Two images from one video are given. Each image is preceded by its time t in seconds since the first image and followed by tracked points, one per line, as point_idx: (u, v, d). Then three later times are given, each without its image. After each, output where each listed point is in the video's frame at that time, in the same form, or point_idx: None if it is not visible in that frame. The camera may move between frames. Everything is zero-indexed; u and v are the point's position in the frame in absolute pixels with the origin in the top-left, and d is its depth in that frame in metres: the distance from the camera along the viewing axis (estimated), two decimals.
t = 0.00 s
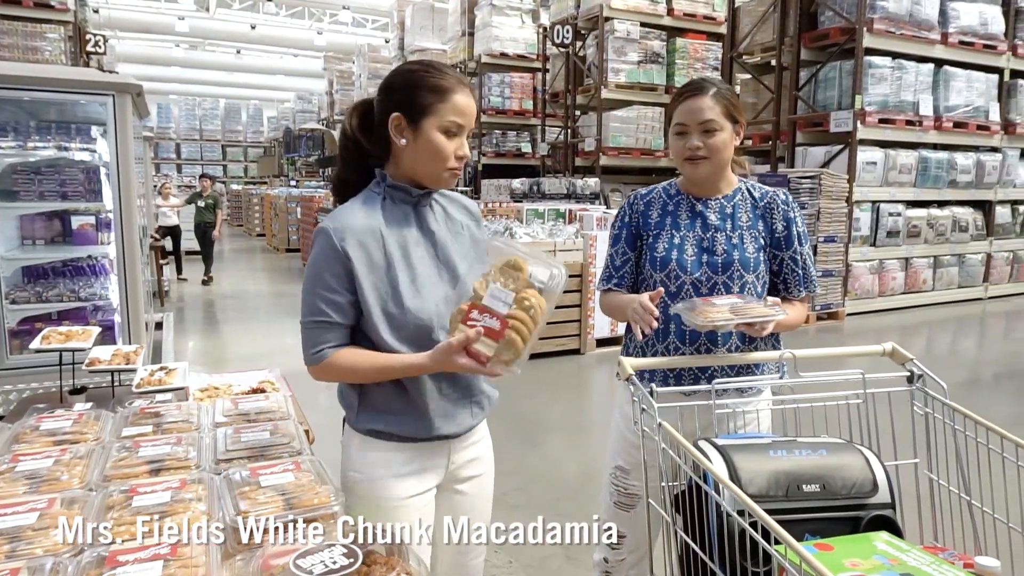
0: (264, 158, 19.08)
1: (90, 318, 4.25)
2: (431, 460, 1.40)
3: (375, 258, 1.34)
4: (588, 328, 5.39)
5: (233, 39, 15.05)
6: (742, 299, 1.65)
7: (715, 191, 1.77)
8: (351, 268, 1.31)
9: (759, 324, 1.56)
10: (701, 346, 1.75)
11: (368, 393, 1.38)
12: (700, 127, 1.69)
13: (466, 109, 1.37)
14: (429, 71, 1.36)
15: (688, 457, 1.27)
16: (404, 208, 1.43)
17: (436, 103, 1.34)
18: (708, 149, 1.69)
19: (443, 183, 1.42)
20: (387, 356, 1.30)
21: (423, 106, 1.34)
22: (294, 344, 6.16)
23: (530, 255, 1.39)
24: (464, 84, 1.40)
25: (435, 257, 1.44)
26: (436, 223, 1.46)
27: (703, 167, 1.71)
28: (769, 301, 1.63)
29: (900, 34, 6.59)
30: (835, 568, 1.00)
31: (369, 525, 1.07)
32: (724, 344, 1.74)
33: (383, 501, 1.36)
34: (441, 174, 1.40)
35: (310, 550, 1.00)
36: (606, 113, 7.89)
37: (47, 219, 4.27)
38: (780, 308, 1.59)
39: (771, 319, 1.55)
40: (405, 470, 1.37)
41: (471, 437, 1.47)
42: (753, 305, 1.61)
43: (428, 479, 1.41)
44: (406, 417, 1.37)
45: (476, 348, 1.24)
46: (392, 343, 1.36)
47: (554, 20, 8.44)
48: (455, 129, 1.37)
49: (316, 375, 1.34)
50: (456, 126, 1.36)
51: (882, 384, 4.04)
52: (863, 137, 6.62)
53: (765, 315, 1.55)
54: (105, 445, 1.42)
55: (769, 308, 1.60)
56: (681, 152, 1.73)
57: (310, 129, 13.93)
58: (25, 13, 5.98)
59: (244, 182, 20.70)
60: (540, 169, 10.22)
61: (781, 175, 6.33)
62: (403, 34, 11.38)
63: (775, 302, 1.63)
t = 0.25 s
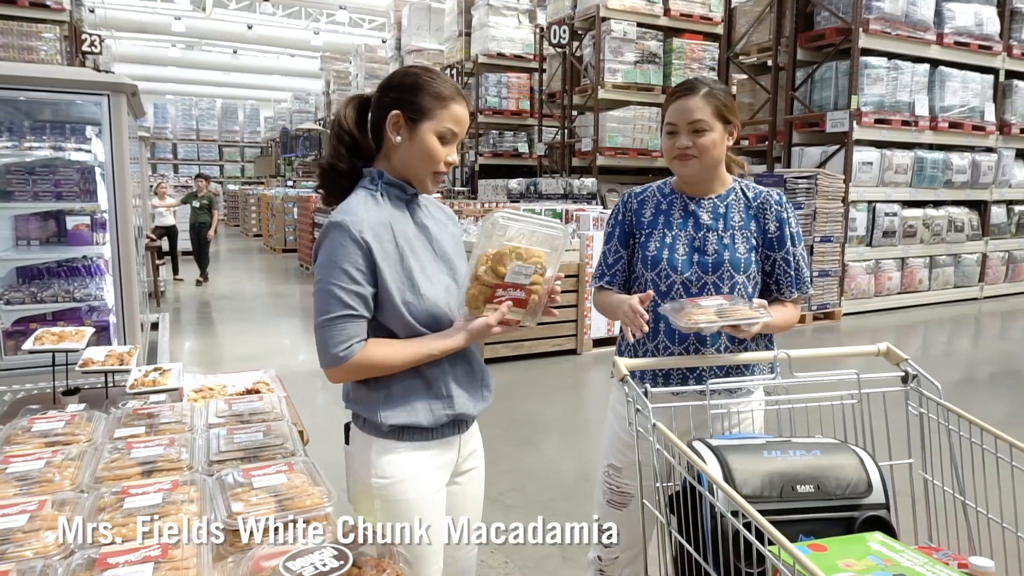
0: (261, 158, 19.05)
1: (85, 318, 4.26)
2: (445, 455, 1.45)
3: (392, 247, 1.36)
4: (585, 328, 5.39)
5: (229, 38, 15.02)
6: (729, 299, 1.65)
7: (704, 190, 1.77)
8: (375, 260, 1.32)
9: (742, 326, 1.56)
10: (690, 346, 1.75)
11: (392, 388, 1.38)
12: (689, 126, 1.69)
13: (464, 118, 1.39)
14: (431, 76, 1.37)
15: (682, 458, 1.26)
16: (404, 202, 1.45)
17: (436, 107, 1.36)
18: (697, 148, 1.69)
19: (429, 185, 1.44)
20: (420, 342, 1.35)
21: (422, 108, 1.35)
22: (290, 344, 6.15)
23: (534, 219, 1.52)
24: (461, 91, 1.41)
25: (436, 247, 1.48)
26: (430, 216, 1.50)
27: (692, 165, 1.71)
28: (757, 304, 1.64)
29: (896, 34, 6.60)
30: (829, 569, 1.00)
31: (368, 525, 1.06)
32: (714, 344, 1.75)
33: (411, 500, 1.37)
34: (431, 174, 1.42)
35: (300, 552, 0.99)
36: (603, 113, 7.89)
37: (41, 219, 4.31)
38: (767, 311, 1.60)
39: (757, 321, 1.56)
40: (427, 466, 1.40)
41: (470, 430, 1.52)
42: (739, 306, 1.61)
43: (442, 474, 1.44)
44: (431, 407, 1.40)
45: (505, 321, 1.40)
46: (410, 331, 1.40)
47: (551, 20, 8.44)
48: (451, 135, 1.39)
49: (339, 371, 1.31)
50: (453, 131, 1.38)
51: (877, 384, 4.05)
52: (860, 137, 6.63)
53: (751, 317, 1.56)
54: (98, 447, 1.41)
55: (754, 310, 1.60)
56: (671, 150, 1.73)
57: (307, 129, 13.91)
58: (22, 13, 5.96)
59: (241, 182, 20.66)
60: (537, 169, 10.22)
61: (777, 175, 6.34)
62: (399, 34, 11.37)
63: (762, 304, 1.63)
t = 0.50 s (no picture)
0: (259, 158, 19.03)
1: (82, 319, 4.22)
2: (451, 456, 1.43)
3: (394, 241, 1.35)
4: (582, 328, 5.38)
5: (227, 39, 15.01)
6: (716, 300, 1.65)
7: (692, 190, 1.77)
8: (378, 252, 1.31)
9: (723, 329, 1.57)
10: (681, 347, 1.76)
11: (399, 387, 1.36)
12: (677, 126, 1.70)
13: (459, 127, 1.39)
14: (430, 82, 1.37)
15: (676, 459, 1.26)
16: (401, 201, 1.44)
17: (432, 112, 1.35)
18: (682, 147, 1.70)
19: (420, 190, 1.44)
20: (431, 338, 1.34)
21: (417, 112, 1.35)
22: (287, 344, 6.14)
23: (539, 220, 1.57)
24: (459, 99, 1.42)
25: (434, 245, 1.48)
26: (425, 216, 1.50)
27: (678, 163, 1.72)
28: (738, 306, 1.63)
29: (893, 34, 6.61)
30: (823, 571, 1.00)
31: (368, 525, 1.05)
32: (704, 345, 1.75)
33: (420, 503, 1.36)
34: (422, 178, 1.41)
35: (291, 554, 0.99)
36: (601, 113, 7.89)
37: (38, 219, 4.26)
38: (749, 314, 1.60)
39: (737, 324, 1.57)
40: (436, 468, 1.39)
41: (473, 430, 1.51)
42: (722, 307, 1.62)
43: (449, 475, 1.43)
44: (438, 405, 1.38)
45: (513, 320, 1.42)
46: (415, 326, 1.38)
47: (549, 20, 8.44)
48: (445, 142, 1.39)
49: (346, 366, 1.29)
50: (447, 138, 1.38)
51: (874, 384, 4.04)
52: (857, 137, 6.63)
53: (732, 319, 1.57)
54: (90, 449, 1.41)
55: (736, 311, 1.61)
56: (659, 148, 1.74)
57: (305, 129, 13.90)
58: (19, 13, 5.96)
59: (238, 182, 20.64)
60: (535, 169, 10.22)
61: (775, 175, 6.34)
62: (397, 34, 11.37)
63: (744, 307, 1.63)
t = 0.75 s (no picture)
0: (256, 158, 19.02)
1: (76, 320, 4.21)
2: (446, 461, 1.41)
3: (388, 242, 1.35)
4: (579, 328, 5.37)
5: (224, 39, 14.99)
6: (705, 301, 1.66)
7: (688, 192, 1.77)
8: (372, 250, 1.30)
9: (710, 330, 1.57)
10: (675, 349, 1.76)
11: (394, 387, 1.34)
12: (673, 128, 1.68)
13: (454, 130, 1.38)
14: (425, 85, 1.36)
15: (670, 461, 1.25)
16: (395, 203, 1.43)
17: (427, 115, 1.35)
18: (678, 151, 1.69)
19: (415, 194, 1.43)
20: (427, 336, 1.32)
21: (411, 115, 1.34)
22: (284, 345, 6.13)
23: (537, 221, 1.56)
24: (455, 104, 1.41)
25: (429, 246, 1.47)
26: (419, 218, 1.49)
27: (675, 168, 1.71)
28: (729, 308, 1.63)
29: (890, 34, 6.61)
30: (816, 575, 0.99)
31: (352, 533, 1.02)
32: (698, 347, 1.75)
33: (414, 507, 1.34)
34: (414, 181, 1.40)
35: (275, 561, 0.93)
36: (598, 113, 7.88)
37: (32, 220, 4.23)
38: (738, 317, 1.60)
39: (724, 326, 1.57)
40: (430, 472, 1.37)
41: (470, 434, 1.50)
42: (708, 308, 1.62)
43: (445, 480, 1.41)
44: (433, 407, 1.37)
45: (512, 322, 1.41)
46: (412, 326, 1.37)
47: (546, 20, 8.43)
48: (440, 146, 1.38)
49: (342, 365, 1.28)
50: (441, 142, 1.37)
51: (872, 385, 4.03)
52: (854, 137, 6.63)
53: (720, 318, 1.57)
54: (80, 452, 1.40)
55: (726, 310, 1.61)
56: (655, 151, 1.73)
57: (302, 129, 13.89)
58: (15, 13, 5.94)
59: (236, 182, 20.61)
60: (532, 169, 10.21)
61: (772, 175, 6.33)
62: (395, 34, 11.36)
63: (735, 308, 1.63)
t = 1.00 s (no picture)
0: (255, 158, 19.01)
1: (72, 321, 4.27)
2: (440, 466, 1.40)
3: (380, 245, 1.34)
4: (577, 328, 5.36)
5: (223, 38, 14.97)
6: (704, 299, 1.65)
7: (691, 196, 1.76)
8: (362, 254, 1.30)
9: (716, 320, 1.57)
10: (672, 350, 1.75)
11: (386, 390, 1.33)
12: (682, 135, 1.66)
13: (448, 128, 1.37)
14: (418, 85, 1.35)
15: (663, 465, 1.25)
16: (391, 204, 1.43)
17: (421, 116, 1.34)
18: (688, 160, 1.68)
19: (412, 195, 1.42)
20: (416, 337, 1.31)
21: (405, 116, 1.33)
22: (281, 345, 6.12)
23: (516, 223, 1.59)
24: (447, 102, 1.39)
25: (424, 249, 1.46)
26: (416, 220, 1.48)
27: (683, 176, 1.70)
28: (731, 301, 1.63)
29: (888, 34, 6.61)
30: None
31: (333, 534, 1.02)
32: (695, 348, 1.74)
33: (405, 513, 1.33)
34: (413, 184, 1.39)
35: (262, 566, 0.92)
36: (596, 113, 7.88)
37: (28, 221, 4.25)
38: (740, 307, 1.60)
39: (729, 316, 1.57)
40: (422, 478, 1.36)
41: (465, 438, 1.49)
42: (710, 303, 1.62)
43: (438, 486, 1.40)
44: (425, 412, 1.36)
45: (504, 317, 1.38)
46: (404, 329, 1.36)
47: (545, 19, 8.42)
48: (435, 145, 1.37)
49: (330, 369, 1.27)
50: (437, 141, 1.37)
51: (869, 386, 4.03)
52: (852, 137, 6.63)
53: (723, 311, 1.57)
54: (70, 455, 1.39)
55: (727, 305, 1.61)
56: (661, 158, 1.71)
57: (301, 129, 13.88)
58: (13, 13, 5.93)
59: (235, 182, 20.60)
60: (530, 169, 10.21)
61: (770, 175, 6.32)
62: (393, 34, 11.34)
63: (736, 302, 1.62)
